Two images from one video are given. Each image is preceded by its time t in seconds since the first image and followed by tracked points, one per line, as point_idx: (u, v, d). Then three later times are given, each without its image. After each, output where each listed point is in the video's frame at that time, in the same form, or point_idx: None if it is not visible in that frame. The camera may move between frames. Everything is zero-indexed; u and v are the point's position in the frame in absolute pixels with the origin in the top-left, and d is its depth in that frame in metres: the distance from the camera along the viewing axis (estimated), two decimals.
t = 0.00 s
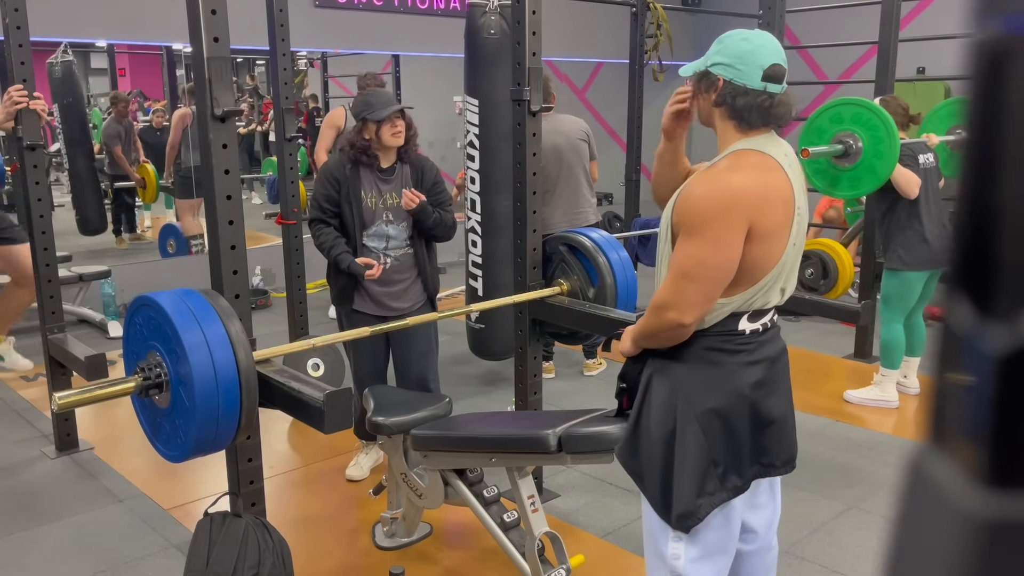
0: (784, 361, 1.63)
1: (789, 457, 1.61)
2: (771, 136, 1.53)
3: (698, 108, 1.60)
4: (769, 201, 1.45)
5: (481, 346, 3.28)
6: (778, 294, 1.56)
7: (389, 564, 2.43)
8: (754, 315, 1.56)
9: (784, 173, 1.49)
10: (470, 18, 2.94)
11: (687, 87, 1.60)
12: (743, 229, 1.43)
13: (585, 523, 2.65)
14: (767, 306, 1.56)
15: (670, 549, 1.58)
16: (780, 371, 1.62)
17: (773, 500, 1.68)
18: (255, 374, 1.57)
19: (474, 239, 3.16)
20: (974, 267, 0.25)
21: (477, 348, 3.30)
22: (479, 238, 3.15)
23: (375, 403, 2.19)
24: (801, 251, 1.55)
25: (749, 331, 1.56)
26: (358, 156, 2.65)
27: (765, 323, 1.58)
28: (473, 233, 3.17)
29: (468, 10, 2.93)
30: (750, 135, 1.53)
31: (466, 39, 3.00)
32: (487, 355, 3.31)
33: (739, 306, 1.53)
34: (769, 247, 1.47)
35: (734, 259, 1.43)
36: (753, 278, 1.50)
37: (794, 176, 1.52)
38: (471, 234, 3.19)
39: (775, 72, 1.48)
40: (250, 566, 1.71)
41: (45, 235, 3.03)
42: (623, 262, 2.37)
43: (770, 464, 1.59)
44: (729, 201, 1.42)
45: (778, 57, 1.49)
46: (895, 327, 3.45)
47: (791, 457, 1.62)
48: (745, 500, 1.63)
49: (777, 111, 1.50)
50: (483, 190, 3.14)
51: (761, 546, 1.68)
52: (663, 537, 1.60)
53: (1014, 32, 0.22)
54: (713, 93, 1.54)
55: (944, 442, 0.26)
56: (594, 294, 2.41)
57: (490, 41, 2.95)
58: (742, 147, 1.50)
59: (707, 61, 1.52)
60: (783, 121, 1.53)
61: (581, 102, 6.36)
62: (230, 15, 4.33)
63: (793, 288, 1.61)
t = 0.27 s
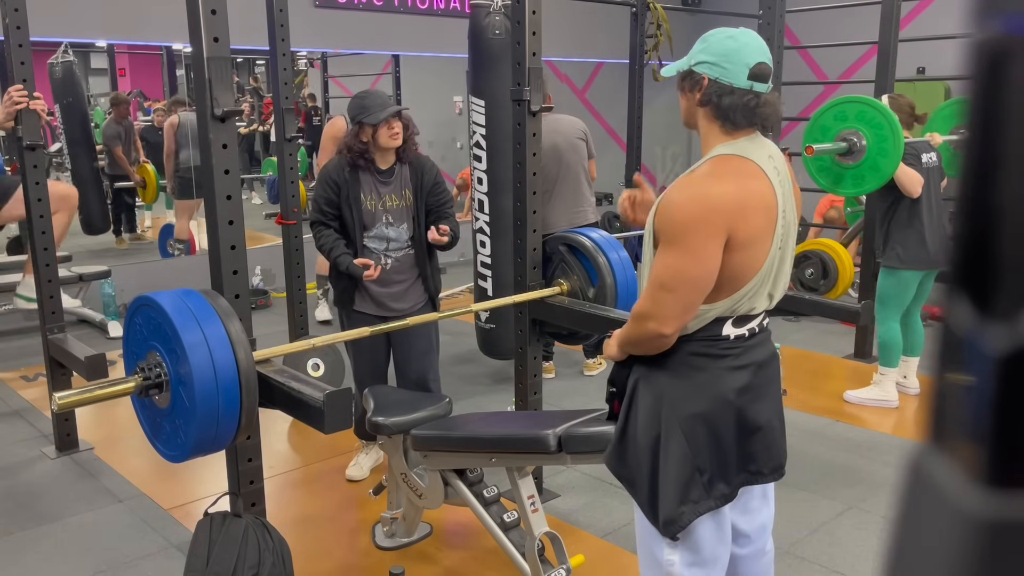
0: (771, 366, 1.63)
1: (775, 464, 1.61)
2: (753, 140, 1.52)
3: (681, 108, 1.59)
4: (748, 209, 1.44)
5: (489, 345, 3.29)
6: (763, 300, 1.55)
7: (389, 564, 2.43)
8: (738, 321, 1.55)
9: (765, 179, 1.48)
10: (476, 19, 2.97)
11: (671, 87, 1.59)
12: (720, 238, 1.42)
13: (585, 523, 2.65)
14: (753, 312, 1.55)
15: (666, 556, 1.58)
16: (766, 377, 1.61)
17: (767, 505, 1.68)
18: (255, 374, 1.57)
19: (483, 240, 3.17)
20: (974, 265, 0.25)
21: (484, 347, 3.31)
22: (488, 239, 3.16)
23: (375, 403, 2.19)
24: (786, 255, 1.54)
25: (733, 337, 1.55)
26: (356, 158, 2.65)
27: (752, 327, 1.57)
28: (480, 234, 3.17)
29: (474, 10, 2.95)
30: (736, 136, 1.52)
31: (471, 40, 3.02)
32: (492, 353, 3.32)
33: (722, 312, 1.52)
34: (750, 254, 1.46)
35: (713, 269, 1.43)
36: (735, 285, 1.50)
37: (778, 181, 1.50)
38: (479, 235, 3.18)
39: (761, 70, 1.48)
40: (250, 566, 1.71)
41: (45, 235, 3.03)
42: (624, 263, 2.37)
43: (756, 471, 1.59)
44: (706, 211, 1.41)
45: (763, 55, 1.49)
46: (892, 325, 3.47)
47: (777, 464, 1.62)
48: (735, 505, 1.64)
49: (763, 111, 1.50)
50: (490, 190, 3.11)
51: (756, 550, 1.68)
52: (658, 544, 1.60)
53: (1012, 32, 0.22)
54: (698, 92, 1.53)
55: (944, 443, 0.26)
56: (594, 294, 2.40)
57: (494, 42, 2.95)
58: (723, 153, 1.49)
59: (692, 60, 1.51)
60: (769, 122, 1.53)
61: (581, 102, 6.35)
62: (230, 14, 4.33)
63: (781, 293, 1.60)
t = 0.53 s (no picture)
0: (759, 371, 1.62)
1: (760, 470, 1.60)
2: (733, 142, 1.50)
3: (663, 108, 1.59)
4: (716, 213, 1.43)
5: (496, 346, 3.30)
6: (743, 304, 1.54)
7: (389, 564, 2.43)
8: (721, 325, 1.55)
9: (739, 182, 1.47)
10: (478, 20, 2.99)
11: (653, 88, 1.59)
12: (684, 242, 1.43)
13: (585, 523, 2.65)
14: (735, 316, 1.54)
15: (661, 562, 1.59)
16: (752, 381, 1.60)
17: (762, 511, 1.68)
18: (255, 374, 1.57)
19: (489, 240, 3.20)
20: (973, 264, 0.25)
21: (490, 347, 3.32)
22: (494, 239, 3.18)
23: (375, 403, 2.19)
24: (765, 258, 1.53)
25: (715, 340, 1.55)
26: (354, 158, 2.66)
27: (737, 332, 1.57)
28: (486, 235, 3.20)
29: (475, 10, 2.97)
30: (715, 136, 1.52)
31: (473, 40, 3.03)
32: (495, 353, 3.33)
33: (696, 317, 1.52)
34: (720, 258, 1.46)
35: (677, 273, 1.44)
36: (706, 290, 1.50)
37: (754, 183, 1.49)
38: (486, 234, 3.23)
39: (743, 70, 1.47)
40: (251, 566, 1.71)
41: (44, 235, 3.03)
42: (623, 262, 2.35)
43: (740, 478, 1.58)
44: (668, 215, 1.42)
45: (746, 54, 1.48)
46: (879, 320, 3.54)
47: (763, 471, 1.60)
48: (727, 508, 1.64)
49: (744, 110, 1.49)
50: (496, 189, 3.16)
51: (753, 554, 1.68)
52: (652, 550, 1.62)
53: (1012, 32, 0.22)
54: (679, 91, 1.52)
55: (944, 442, 0.26)
56: (594, 294, 2.40)
57: (498, 41, 2.95)
58: (694, 155, 1.48)
59: (674, 60, 1.50)
60: (749, 121, 1.52)
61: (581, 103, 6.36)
62: (231, 14, 4.32)
63: (766, 297, 1.58)
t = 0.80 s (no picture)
0: (743, 379, 1.58)
1: (740, 482, 1.56)
2: (710, 143, 1.50)
3: (648, 108, 1.59)
4: (681, 215, 1.44)
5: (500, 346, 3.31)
6: (719, 308, 1.53)
7: (389, 564, 2.43)
8: (698, 330, 1.54)
9: (710, 184, 1.46)
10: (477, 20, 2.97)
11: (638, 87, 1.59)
12: (643, 243, 1.44)
13: (585, 523, 2.65)
14: (712, 321, 1.53)
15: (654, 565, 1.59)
16: (733, 391, 1.56)
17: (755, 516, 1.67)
18: (255, 374, 1.57)
19: (489, 241, 3.21)
20: (974, 265, 0.25)
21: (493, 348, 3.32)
22: (495, 240, 3.18)
23: (375, 403, 2.19)
24: (741, 262, 1.51)
25: (691, 346, 1.54)
26: (352, 158, 2.67)
27: (719, 338, 1.56)
28: (487, 235, 3.21)
29: (475, 10, 2.94)
30: (697, 134, 1.52)
31: (473, 40, 3.02)
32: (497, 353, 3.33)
33: (666, 321, 1.52)
34: (685, 261, 1.46)
35: (637, 274, 1.45)
36: (673, 293, 1.50)
37: (728, 184, 1.48)
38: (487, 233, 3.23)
39: (726, 68, 1.47)
40: (250, 566, 1.71)
41: (44, 235, 3.03)
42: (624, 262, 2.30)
43: (717, 488, 1.56)
44: (627, 216, 1.44)
45: (730, 54, 1.49)
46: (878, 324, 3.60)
47: (744, 482, 1.57)
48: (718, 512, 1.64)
49: (725, 109, 1.49)
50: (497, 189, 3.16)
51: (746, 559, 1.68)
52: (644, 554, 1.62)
53: (1013, 31, 0.22)
54: (662, 90, 1.53)
55: (944, 443, 0.26)
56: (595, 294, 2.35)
57: (498, 41, 2.94)
58: (665, 156, 1.50)
59: (659, 58, 1.51)
60: (732, 121, 1.52)
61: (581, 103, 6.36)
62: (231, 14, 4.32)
63: (748, 302, 1.56)
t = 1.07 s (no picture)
0: (734, 384, 1.57)
1: (730, 487, 1.56)
2: (699, 143, 1.50)
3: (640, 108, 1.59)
4: (664, 215, 1.45)
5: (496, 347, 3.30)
6: (706, 310, 1.52)
7: (389, 564, 2.43)
8: (686, 333, 1.54)
9: (697, 184, 1.46)
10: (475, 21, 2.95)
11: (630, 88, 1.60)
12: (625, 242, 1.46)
13: (585, 523, 2.65)
14: (700, 323, 1.53)
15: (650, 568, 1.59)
16: (724, 395, 1.56)
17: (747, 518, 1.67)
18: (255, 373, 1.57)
19: (484, 240, 3.19)
20: (974, 265, 0.25)
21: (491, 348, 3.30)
22: (490, 239, 3.17)
23: (375, 403, 2.19)
24: (728, 263, 1.51)
25: (679, 349, 1.54)
26: (347, 157, 2.68)
27: (707, 342, 1.55)
28: (483, 234, 3.18)
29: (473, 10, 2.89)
30: (686, 134, 1.52)
31: (471, 39, 3.00)
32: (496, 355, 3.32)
33: (652, 322, 1.53)
34: (669, 261, 1.47)
35: (619, 273, 1.47)
36: (657, 294, 1.51)
37: (715, 184, 1.47)
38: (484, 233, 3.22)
39: (715, 68, 1.48)
40: (250, 566, 1.71)
41: (44, 235, 3.03)
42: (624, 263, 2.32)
43: (706, 493, 1.55)
44: (609, 215, 1.46)
45: (719, 53, 1.49)
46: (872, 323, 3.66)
47: (735, 487, 1.56)
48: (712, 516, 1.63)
49: (714, 108, 1.49)
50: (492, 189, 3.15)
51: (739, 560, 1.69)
52: (638, 557, 1.62)
53: (1012, 31, 0.22)
54: (652, 89, 1.53)
55: (944, 442, 0.26)
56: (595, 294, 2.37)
57: (495, 40, 2.93)
58: (652, 157, 1.50)
59: (649, 58, 1.52)
60: (720, 121, 1.51)
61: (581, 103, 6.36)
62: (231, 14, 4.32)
63: (736, 303, 1.55)
